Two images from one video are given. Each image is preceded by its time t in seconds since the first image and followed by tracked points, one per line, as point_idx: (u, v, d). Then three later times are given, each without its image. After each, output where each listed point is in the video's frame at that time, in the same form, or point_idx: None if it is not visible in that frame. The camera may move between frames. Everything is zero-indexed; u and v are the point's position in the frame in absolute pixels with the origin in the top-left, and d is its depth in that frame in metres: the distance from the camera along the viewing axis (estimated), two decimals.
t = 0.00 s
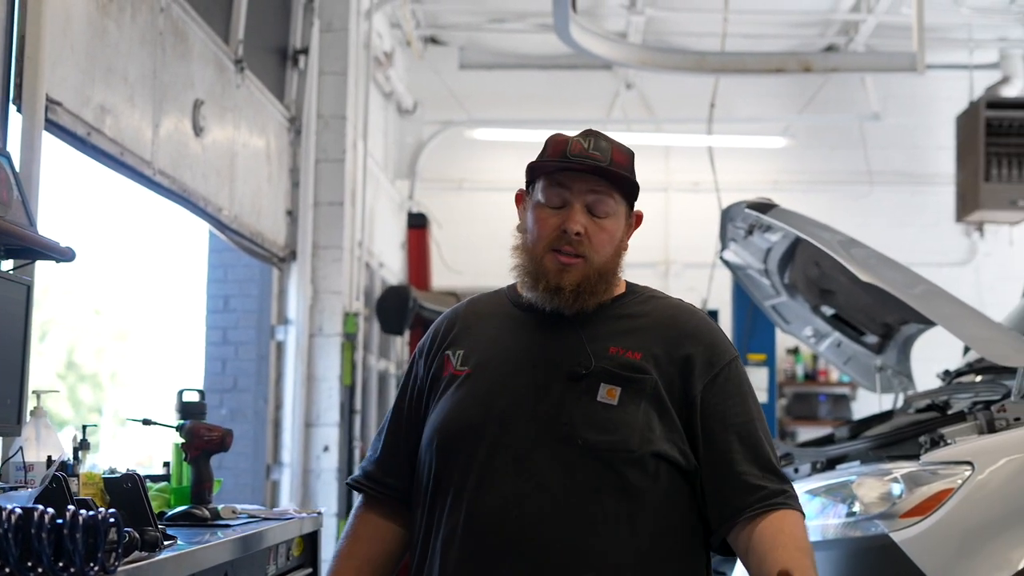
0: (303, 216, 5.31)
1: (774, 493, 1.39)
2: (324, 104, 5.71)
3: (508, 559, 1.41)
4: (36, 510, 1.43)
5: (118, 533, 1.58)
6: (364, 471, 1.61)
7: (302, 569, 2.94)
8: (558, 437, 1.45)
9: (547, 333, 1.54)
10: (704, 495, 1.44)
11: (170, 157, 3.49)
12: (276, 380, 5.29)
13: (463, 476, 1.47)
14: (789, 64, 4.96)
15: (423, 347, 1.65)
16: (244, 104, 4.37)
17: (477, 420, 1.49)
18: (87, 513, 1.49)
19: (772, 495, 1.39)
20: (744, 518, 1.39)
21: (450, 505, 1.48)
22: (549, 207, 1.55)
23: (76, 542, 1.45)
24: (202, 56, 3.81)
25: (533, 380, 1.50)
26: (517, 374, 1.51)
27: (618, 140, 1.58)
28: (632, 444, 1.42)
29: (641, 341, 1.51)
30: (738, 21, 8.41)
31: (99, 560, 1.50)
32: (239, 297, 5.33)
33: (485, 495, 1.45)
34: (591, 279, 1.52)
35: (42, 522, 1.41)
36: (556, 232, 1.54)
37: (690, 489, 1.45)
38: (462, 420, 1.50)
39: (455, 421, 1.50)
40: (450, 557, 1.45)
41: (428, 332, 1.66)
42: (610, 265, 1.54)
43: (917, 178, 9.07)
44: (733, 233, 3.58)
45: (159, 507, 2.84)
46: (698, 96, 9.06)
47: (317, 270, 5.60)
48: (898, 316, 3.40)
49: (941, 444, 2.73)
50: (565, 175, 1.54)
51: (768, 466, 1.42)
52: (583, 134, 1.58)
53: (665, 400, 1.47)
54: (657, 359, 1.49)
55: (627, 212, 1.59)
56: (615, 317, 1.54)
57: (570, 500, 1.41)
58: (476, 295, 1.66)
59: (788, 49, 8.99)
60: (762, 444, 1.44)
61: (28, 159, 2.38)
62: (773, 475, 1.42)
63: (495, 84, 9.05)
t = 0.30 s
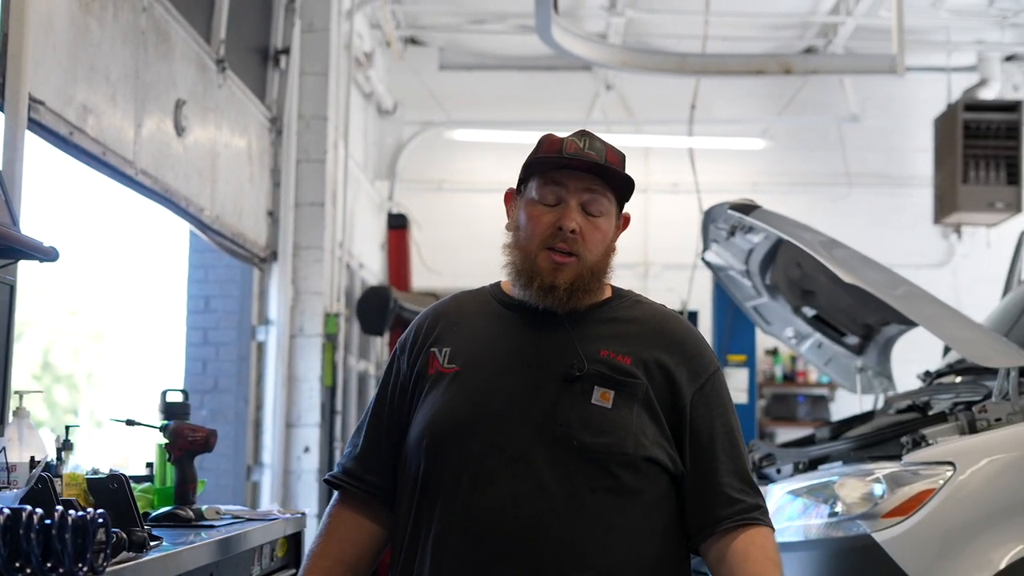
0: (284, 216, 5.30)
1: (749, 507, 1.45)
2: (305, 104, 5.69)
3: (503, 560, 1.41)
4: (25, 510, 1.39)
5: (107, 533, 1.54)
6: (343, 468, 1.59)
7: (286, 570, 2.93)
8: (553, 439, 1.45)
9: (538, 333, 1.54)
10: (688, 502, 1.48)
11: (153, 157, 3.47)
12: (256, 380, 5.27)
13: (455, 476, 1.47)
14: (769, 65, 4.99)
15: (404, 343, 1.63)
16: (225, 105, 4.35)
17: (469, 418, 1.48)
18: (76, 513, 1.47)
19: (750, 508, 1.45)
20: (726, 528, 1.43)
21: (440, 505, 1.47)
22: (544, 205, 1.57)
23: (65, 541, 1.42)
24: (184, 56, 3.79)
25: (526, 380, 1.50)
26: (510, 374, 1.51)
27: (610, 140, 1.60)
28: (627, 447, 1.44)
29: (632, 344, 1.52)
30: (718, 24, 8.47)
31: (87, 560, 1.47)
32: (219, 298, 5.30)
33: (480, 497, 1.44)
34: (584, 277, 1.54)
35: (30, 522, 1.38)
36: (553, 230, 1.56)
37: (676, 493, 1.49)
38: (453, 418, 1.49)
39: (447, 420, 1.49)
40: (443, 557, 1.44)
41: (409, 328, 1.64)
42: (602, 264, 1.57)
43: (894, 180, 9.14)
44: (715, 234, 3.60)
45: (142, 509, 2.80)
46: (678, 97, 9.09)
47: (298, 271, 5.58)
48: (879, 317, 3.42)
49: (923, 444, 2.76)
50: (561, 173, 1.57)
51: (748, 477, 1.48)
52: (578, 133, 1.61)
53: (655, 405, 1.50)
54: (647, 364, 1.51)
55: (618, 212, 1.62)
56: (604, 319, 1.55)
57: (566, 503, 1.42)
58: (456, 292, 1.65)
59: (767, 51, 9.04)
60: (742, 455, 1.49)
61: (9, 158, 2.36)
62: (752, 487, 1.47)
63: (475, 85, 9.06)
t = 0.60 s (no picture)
0: (265, 217, 5.27)
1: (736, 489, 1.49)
2: (287, 104, 5.67)
3: (514, 559, 1.42)
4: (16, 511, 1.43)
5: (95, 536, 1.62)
6: (330, 471, 1.57)
7: (271, 573, 2.91)
8: (558, 438, 1.47)
9: (534, 332, 1.55)
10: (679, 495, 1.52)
11: (136, 158, 3.45)
12: (237, 381, 5.26)
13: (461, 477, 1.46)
14: (751, 68, 5.02)
15: (390, 345, 1.61)
16: (207, 105, 4.33)
17: (473, 419, 1.48)
18: (66, 516, 1.53)
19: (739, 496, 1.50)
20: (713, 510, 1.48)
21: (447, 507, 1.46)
22: (541, 202, 1.59)
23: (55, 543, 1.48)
24: (166, 55, 3.77)
25: (527, 380, 1.51)
26: (510, 374, 1.51)
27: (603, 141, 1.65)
28: (631, 445, 1.47)
29: (626, 342, 1.56)
30: (699, 26, 8.51)
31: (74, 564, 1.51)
32: (200, 298, 5.18)
33: (488, 497, 1.44)
34: (581, 274, 1.57)
35: (19, 524, 1.42)
36: (551, 226, 1.58)
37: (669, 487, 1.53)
38: (456, 419, 1.48)
39: (450, 421, 1.48)
40: (452, 559, 1.44)
41: (392, 331, 1.62)
42: (597, 262, 1.60)
43: (873, 182, 9.20)
44: (699, 236, 3.61)
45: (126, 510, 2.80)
46: (660, 98, 9.08)
47: (279, 271, 5.54)
48: (862, 320, 3.44)
49: (907, 447, 2.78)
50: (558, 170, 1.60)
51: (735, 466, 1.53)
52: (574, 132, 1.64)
53: (650, 401, 1.53)
54: (642, 362, 1.55)
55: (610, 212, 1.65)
56: (596, 318, 1.58)
57: (575, 500, 1.44)
58: (440, 293, 1.64)
59: (747, 53, 9.08)
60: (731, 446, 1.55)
61: None
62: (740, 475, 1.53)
63: (457, 86, 9.05)
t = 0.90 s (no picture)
0: (252, 217, 5.25)
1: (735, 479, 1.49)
2: (273, 104, 5.66)
3: (514, 560, 1.42)
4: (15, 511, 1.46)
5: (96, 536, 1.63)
6: (327, 470, 1.56)
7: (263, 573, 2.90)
8: (556, 438, 1.48)
9: (532, 333, 1.56)
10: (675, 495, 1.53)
11: (124, 158, 3.44)
12: (224, 382, 5.24)
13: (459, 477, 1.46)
14: (738, 69, 5.04)
15: (388, 345, 1.61)
16: (195, 104, 4.31)
17: (472, 419, 1.49)
18: (66, 516, 1.54)
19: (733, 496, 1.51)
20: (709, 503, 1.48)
21: (444, 507, 1.46)
22: (542, 209, 1.59)
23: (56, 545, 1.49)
24: (155, 54, 3.75)
25: (525, 380, 1.52)
26: (507, 374, 1.52)
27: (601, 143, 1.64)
28: (629, 445, 1.48)
29: (622, 343, 1.57)
30: (685, 27, 8.54)
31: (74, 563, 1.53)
32: (187, 299, 5.19)
33: (487, 497, 1.45)
34: (583, 281, 1.57)
35: (20, 524, 1.44)
36: (551, 234, 1.58)
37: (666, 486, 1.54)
38: (454, 420, 1.49)
39: (448, 421, 1.49)
40: (451, 559, 1.44)
41: (388, 332, 1.63)
42: (598, 267, 1.60)
43: (858, 184, 9.25)
44: (688, 237, 3.62)
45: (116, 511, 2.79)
46: (647, 100, 9.10)
47: (266, 272, 5.53)
48: (851, 320, 3.46)
49: (896, 446, 2.81)
50: (559, 177, 1.59)
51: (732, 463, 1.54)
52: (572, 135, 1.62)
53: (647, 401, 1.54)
54: (638, 363, 1.56)
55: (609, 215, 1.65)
56: (593, 319, 1.59)
57: (572, 499, 1.45)
58: (439, 294, 1.65)
59: (733, 55, 9.12)
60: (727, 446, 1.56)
61: None
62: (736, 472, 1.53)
63: (442, 86, 9.05)
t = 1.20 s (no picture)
0: (243, 218, 5.24)
1: (735, 503, 1.45)
2: (265, 105, 5.64)
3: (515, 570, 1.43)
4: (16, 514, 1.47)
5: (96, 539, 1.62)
6: (331, 476, 1.59)
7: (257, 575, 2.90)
8: (560, 447, 1.47)
9: (536, 338, 1.56)
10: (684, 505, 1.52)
11: (117, 158, 3.42)
12: (215, 384, 5.21)
13: (461, 486, 1.48)
14: (729, 71, 5.05)
15: (395, 349, 1.63)
16: (187, 105, 4.30)
17: (475, 428, 1.49)
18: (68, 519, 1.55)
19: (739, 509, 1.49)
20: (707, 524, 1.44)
21: (446, 515, 1.48)
22: (531, 215, 1.58)
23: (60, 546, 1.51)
24: (147, 55, 3.74)
25: (529, 387, 1.52)
26: (512, 381, 1.52)
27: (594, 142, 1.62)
28: (634, 455, 1.47)
29: (629, 349, 1.55)
30: (676, 29, 8.56)
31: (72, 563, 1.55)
32: (177, 299, 5.23)
33: (490, 504, 1.46)
34: (576, 284, 1.56)
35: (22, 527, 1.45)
36: (540, 239, 1.57)
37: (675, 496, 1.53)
38: (457, 427, 1.50)
39: (451, 428, 1.50)
40: (450, 568, 1.45)
41: (394, 335, 1.65)
42: (593, 270, 1.59)
43: (847, 185, 9.28)
44: (680, 239, 3.63)
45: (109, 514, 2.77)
46: (638, 102, 9.11)
47: (257, 273, 5.51)
48: (843, 322, 3.47)
49: (890, 448, 2.84)
50: (545, 181, 1.57)
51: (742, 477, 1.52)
52: (559, 137, 1.61)
53: (655, 409, 1.53)
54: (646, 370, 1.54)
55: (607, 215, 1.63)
56: (598, 324, 1.58)
57: (575, 508, 1.45)
58: (445, 296, 1.66)
59: (722, 57, 9.13)
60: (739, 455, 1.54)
61: None
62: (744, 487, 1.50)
63: (432, 87, 9.04)
